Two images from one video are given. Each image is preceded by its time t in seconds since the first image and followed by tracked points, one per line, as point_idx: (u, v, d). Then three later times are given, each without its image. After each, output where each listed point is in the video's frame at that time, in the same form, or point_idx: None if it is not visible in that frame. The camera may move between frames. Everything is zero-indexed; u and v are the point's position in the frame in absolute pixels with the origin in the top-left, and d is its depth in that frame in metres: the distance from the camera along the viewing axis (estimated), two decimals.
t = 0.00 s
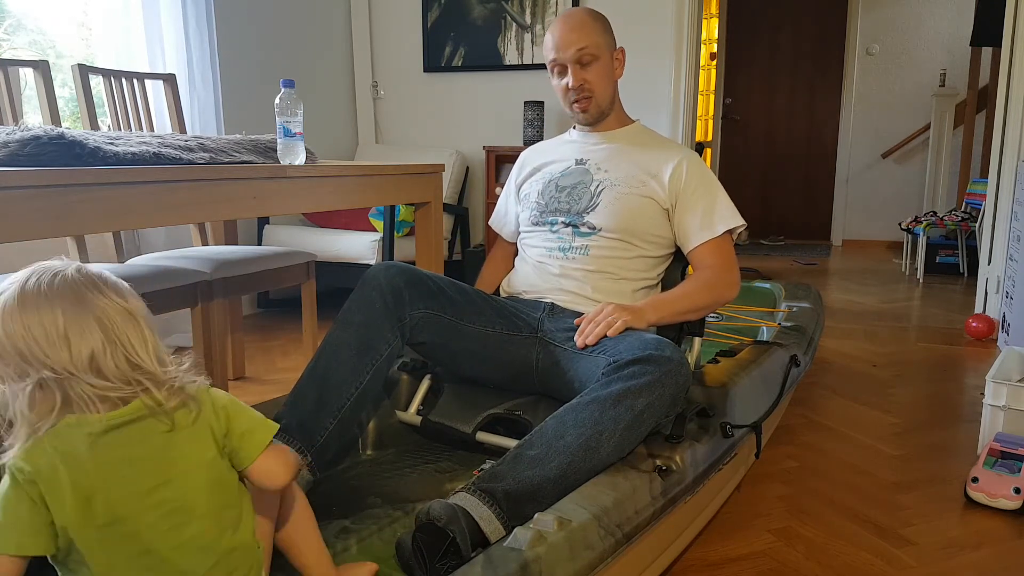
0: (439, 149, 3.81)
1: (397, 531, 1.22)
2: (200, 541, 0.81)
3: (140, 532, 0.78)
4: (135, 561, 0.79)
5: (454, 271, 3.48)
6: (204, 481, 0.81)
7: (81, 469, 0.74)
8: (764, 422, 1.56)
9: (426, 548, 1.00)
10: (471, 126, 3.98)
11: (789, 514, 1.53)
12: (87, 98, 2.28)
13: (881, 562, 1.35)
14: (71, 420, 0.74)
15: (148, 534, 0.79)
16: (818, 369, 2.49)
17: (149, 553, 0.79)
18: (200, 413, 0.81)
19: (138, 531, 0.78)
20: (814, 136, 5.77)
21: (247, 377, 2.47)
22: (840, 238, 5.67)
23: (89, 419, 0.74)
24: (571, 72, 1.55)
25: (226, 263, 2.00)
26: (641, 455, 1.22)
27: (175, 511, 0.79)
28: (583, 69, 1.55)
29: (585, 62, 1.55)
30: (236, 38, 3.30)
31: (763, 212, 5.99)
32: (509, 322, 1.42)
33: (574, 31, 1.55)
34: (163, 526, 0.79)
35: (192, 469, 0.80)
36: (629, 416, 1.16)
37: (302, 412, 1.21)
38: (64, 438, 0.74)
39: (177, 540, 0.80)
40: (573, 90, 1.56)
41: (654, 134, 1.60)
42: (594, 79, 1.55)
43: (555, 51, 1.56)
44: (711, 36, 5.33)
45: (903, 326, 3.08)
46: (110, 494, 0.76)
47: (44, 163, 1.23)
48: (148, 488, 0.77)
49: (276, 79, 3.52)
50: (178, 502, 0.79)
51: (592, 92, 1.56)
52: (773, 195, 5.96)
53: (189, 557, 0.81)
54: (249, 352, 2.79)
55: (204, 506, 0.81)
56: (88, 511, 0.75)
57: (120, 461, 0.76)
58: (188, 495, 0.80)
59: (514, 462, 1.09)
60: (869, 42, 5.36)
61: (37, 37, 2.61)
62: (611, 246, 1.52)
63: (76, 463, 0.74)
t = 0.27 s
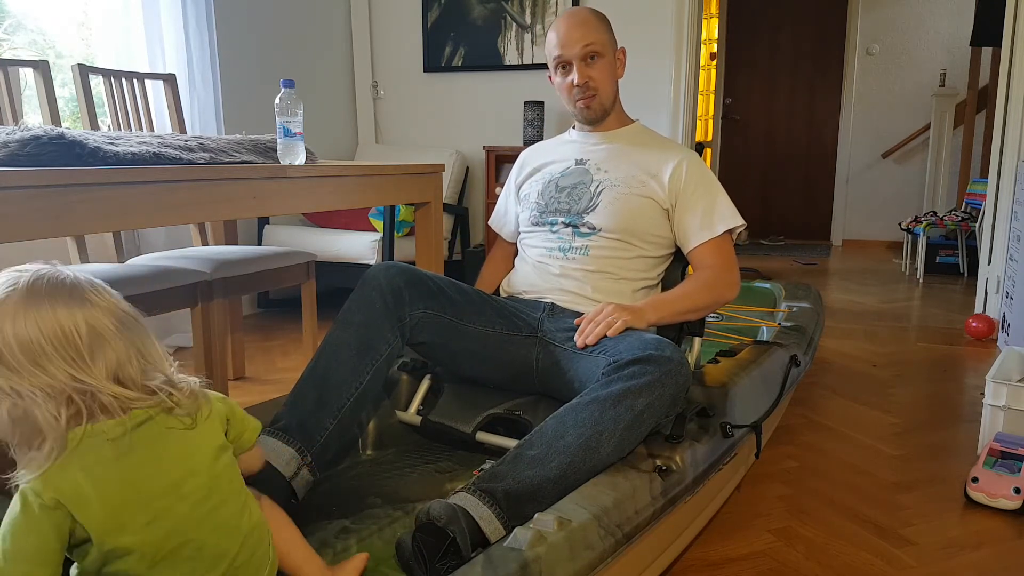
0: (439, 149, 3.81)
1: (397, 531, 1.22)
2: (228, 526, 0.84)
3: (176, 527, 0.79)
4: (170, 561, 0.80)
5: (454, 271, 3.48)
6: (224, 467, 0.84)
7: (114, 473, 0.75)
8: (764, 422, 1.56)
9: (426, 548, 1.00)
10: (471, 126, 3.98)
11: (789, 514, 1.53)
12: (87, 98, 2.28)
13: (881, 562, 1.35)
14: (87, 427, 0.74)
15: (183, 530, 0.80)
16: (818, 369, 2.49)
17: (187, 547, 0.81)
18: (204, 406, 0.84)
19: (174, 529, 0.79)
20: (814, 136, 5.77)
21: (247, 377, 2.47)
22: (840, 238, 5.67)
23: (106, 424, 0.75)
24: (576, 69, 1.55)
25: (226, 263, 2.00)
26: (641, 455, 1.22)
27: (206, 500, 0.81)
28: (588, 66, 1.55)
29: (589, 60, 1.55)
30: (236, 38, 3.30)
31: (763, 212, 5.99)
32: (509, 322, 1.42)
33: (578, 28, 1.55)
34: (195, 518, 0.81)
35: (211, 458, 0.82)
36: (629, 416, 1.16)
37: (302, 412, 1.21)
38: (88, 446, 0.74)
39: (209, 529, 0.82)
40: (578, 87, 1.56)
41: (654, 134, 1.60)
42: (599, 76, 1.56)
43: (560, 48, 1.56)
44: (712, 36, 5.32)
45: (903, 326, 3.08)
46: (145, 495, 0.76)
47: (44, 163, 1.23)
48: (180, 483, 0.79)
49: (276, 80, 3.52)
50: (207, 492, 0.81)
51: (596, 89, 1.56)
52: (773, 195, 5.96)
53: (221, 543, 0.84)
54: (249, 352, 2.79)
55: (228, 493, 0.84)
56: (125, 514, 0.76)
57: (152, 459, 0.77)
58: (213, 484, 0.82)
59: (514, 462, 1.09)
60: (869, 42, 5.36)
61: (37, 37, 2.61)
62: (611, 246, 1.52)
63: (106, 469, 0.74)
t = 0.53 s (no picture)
0: (439, 149, 3.81)
1: (397, 531, 1.22)
2: (229, 496, 0.88)
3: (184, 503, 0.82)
4: (185, 540, 0.83)
5: (454, 271, 3.48)
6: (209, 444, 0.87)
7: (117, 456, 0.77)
8: (764, 422, 1.56)
9: (426, 548, 1.00)
10: (471, 126, 3.98)
11: (789, 514, 1.53)
12: (87, 98, 2.28)
13: (881, 562, 1.35)
14: (105, 428, 0.77)
15: (191, 506, 0.83)
16: (817, 369, 2.49)
17: (198, 521, 0.83)
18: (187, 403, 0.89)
19: (183, 507, 0.82)
20: (814, 136, 5.78)
21: (247, 377, 2.47)
22: (840, 238, 5.67)
23: (124, 424, 0.79)
24: (577, 68, 1.55)
25: (226, 263, 2.01)
26: (641, 455, 1.22)
27: (203, 474, 0.84)
28: (589, 66, 1.55)
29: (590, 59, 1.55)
30: (236, 38, 3.30)
31: (763, 212, 5.99)
32: (509, 322, 1.42)
33: (580, 28, 1.55)
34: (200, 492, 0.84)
35: (196, 437, 0.86)
36: (629, 416, 1.16)
37: (302, 412, 1.20)
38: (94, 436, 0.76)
39: (215, 502, 0.85)
40: (579, 87, 1.56)
41: (654, 134, 1.60)
42: (600, 76, 1.55)
43: (561, 48, 1.56)
44: (712, 36, 5.32)
45: (903, 326, 3.08)
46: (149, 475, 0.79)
47: (44, 163, 1.23)
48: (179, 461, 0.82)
49: (276, 80, 3.52)
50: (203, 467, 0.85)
51: (597, 89, 1.56)
52: (773, 195, 5.96)
53: (229, 514, 0.87)
54: (249, 352, 2.79)
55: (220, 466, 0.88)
56: (133, 496, 0.78)
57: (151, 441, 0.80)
58: (206, 458, 0.86)
59: (514, 462, 1.09)
60: (869, 42, 5.36)
61: (37, 37, 2.61)
62: (611, 246, 1.52)
63: (107, 454, 0.77)
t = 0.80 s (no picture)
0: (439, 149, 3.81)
1: (397, 532, 1.22)
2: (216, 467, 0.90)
3: (180, 474, 0.84)
4: (191, 510, 0.85)
5: (454, 271, 3.48)
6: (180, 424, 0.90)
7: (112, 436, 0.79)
8: (764, 422, 1.56)
9: (426, 548, 1.00)
10: (471, 126, 3.98)
11: (789, 514, 1.53)
12: (87, 98, 2.28)
13: (881, 561, 1.35)
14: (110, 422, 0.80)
15: (189, 477, 0.85)
16: (817, 369, 2.49)
17: (199, 491, 0.85)
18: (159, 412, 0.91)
19: (187, 483, 0.85)
20: (814, 136, 5.78)
21: (247, 377, 2.47)
22: (840, 238, 5.67)
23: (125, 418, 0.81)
24: (576, 68, 1.55)
25: (226, 263, 2.01)
26: (641, 455, 1.22)
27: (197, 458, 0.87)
28: (589, 67, 1.54)
29: (590, 59, 1.55)
30: (236, 38, 3.30)
31: (763, 212, 5.99)
32: (508, 322, 1.42)
33: (580, 27, 1.54)
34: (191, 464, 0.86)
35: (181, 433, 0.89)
36: (629, 417, 1.16)
37: (302, 412, 1.20)
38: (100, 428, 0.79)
39: (208, 472, 0.88)
40: (578, 87, 1.56)
41: (654, 134, 1.60)
42: (599, 76, 1.55)
43: (561, 47, 1.55)
44: (712, 36, 5.32)
45: (903, 326, 3.08)
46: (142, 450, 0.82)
47: (44, 163, 1.23)
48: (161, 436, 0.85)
49: (276, 79, 3.53)
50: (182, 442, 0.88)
51: (596, 89, 1.56)
52: (773, 195, 5.96)
53: (223, 482, 0.90)
54: (249, 352, 2.79)
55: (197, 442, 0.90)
56: (132, 471, 0.80)
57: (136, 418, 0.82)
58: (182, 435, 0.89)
59: (514, 462, 1.09)
60: (869, 42, 5.36)
61: (37, 37, 2.62)
62: (611, 246, 1.52)
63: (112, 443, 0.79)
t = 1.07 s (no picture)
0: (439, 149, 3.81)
1: (397, 532, 1.22)
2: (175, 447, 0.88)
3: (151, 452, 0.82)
4: (167, 488, 0.81)
5: (454, 271, 3.48)
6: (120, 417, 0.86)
7: (82, 419, 0.76)
8: (764, 422, 1.56)
9: (426, 549, 1.00)
10: (471, 126, 3.98)
11: (789, 514, 1.53)
12: (87, 98, 2.28)
13: (881, 561, 1.35)
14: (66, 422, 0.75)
15: (156, 459, 0.82)
16: (817, 369, 2.49)
17: (175, 466, 0.83)
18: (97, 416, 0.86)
19: (156, 471, 0.81)
20: (814, 136, 5.78)
21: (247, 377, 2.47)
22: (840, 238, 5.67)
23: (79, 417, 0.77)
24: (575, 68, 1.55)
25: (226, 263, 2.00)
26: (641, 455, 1.22)
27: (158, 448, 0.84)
28: (588, 66, 1.54)
29: (589, 59, 1.55)
30: (236, 38, 3.30)
31: (763, 212, 5.99)
32: (508, 322, 1.42)
33: (580, 26, 1.54)
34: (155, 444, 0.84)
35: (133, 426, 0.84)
36: (629, 417, 1.16)
37: (302, 412, 1.20)
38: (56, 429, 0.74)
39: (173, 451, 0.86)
40: (577, 87, 1.56)
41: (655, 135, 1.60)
42: (599, 76, 1.55)
43: (560, 46, 1.55)
44: (712, 36, 5.32)
45: (903, 326, 3.08)
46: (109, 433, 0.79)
47: (44, 163, 1.23)
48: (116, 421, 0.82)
49: (276, 79, 3.53)
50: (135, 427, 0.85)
51: (595, 89, 1.56)
52: (773, 195, 5.96)
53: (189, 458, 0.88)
54: (249, 352, 2.78)
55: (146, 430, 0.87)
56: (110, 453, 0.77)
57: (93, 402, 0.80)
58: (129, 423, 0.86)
59: (514, 462, 1.09)
60: (869, 42, 5.36)
61: (37, 37, 2.62)
62: (611, 246, 1.52)
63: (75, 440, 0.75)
